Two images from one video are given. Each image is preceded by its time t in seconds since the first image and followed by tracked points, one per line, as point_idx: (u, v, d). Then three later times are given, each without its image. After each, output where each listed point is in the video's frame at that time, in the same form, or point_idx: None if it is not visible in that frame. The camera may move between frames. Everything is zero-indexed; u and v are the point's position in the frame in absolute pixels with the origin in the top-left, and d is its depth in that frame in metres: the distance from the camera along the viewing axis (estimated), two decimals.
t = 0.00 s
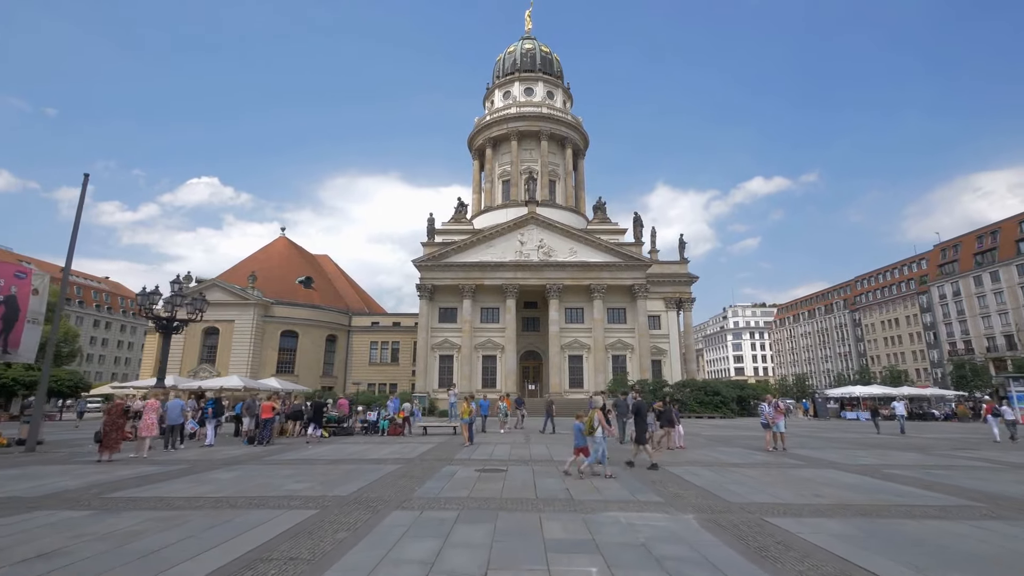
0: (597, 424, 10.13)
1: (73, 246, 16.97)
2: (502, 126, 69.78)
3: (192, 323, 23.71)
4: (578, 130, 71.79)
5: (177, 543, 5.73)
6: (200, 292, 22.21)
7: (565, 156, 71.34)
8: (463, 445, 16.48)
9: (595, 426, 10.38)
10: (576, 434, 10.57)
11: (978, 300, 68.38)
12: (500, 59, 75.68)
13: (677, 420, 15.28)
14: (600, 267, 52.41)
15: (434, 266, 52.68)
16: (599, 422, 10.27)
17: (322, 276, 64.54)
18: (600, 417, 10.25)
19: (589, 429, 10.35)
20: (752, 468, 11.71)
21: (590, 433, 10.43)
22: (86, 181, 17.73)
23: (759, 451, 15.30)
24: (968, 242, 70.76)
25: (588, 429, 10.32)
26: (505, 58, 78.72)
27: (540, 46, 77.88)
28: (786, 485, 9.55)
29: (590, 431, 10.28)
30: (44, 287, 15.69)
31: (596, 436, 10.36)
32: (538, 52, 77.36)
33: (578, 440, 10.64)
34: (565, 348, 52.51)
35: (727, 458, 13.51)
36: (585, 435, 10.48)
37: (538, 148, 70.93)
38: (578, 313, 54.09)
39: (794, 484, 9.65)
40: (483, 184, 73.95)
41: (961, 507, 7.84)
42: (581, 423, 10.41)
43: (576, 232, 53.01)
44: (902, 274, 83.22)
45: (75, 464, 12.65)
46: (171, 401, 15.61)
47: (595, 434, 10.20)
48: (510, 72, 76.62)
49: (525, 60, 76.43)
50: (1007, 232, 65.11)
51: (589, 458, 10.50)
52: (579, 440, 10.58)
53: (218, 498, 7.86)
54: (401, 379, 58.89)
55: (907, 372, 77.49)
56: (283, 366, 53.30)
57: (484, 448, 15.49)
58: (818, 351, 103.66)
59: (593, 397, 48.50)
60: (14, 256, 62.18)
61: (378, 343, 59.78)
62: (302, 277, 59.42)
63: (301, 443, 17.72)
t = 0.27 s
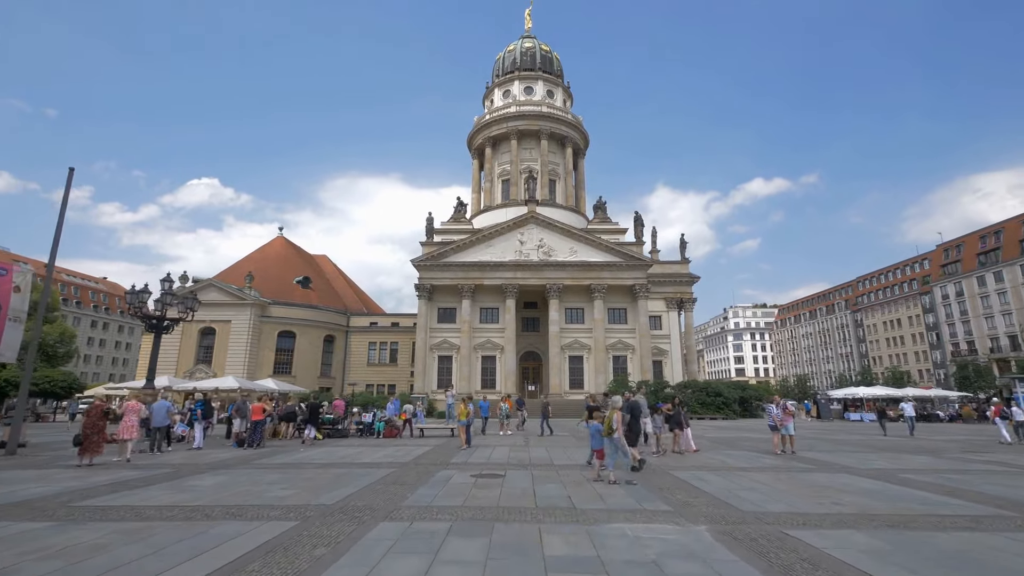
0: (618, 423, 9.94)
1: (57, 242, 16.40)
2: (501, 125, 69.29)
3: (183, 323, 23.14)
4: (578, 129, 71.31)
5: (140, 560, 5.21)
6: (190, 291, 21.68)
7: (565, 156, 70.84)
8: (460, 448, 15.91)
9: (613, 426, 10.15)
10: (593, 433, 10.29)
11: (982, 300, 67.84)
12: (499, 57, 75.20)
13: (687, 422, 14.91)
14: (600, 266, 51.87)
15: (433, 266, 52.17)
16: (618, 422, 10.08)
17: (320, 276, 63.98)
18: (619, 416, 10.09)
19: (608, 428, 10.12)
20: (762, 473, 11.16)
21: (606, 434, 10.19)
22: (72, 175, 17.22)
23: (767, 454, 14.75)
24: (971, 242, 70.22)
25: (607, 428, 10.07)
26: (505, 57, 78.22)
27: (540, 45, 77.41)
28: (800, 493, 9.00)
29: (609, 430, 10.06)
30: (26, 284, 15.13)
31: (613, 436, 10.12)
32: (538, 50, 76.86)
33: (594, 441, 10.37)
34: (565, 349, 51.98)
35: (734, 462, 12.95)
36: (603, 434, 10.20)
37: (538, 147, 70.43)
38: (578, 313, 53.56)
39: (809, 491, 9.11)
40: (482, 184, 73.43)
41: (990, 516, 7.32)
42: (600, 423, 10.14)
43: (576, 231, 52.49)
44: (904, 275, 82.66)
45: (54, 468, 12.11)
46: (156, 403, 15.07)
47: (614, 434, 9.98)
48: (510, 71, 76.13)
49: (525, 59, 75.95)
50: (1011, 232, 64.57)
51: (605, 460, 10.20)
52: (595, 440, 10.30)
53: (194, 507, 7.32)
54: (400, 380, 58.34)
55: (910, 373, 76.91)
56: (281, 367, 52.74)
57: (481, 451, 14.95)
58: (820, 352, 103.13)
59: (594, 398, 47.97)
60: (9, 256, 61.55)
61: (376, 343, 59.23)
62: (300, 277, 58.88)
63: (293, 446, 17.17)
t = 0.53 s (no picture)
0: (643, 427, 9.29)
1: (39, 238, 15.82)
2: (501, 123, 68.76)
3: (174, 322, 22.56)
4: (578, 128, 70.80)
5: None
6: (181, 289, 21.16)
7: (565, 154, 70.30)
8: (456, 450, 15.33)
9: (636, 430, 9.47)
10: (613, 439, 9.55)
11: (985, 300, 67.33)
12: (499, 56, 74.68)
13: (699, 424, 14.29)
14: (600, 266, 51.33)
15: (431, 265, 51.62)
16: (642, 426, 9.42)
17: (318, 276, 63.40)
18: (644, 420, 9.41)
19: (631, 433, 9.43)
20: (775, 477, 10.60)
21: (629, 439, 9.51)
22: (56, 169, 16.69)
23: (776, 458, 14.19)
24: (974, 242, 69.69)
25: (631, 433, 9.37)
26: (504, 55, 77.70)
27: (540, 43, 76.88)
28: (819, 501, 8.42)
29: (635, 435, 9.36)
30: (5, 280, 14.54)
31: (638, 442, 9.45)
32: (538, 48, 76.34)
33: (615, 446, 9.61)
34: (565, 349, 51.44)
35: (743, 466, 12.39)
36: (626, 439, 9.49)
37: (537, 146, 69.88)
38: (578, 313, 53.02)
39: (827, 499, 8.54)
40: (482, 183, 72.90)
41: None
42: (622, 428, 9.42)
43: (576, 230, 51.95)
44: (906, 275, 82.12)
45: (31, 472, 11.55)
46: (143, 404, 14.58)
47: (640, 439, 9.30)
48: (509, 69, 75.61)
49: (524, 57, 75.40)
50: (1014, 232, 64.07)
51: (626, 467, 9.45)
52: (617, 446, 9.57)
53: (166, 517, 6.75)
54: (398, 380, 57.76)
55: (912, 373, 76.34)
56: (278, 367, 52.19)
57: (479, 455, 14.36)
58: (820, 352, 102.64)
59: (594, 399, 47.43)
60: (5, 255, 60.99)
61: (375, 343, 58.66)
62: (297, 277, 58.29)
63: (285, 448, 16.60)
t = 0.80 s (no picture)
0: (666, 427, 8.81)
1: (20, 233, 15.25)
2: (500, 122, 68.23)
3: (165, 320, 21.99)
4: (578, 126, 70.26)
5: None
6: (172, 286, 20.61)
7: (565, 153, 69.75)
8: (453, 453, 14.76)
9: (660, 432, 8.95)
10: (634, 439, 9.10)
11: (988, 300, 66.81)
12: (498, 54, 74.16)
13: (712, 426, 13.78)
14: (601, 265, 50.80)
15: (430, 264, 51.08)
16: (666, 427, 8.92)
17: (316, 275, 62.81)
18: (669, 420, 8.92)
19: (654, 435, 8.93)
20: (786, 482, 10.06)
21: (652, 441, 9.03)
22: (39, 161, 16.14)
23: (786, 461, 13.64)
24: (977, 241, 69.16)
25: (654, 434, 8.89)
26: (504, 53, 77.18)
27: (540, 41, 76.36)
28: (837, 508, 7.88)
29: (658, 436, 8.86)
30: None
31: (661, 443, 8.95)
32: (538, 46, 75.80)
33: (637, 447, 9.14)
34: (565, 348, 50.89)
35: (753, 470, 11.83)
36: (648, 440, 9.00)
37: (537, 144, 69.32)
38: (578, 313, 52.47)
39: (847, 507, 7.98)
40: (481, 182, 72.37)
41: None
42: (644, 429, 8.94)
43: (576, 228, 51.40)
44: (908, 274, 81.58)
45: (7, 476, 11.00)
46: (126, 405, 14.09)
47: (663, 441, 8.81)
48: (509, 67, 75.05)
49: (524, 55, 74.88)
50: (1017, 231, 63.54)
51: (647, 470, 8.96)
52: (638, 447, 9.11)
53: (133, 527, 6.20)
54: (397, 380, 57.18)
55: (914, 374, 75.84)
56: (275, 367, 51.63)
57: (477, 457, 13.81)
58: (821, 353, 102.15)
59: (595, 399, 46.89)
60: None
61: (373, 343, 58.11)
62: (295, 276, 57.69)
63: (276, 450, 16.06)
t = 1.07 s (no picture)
0: (696, 431, 8.30)
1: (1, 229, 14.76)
2: (500, 120, 67.74)
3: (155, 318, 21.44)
4: (578, 124, 69.75)
5: None
6: (161, 283, 20.09)
7: (565, 151, 69.23)
8: (450, 455, 14.23)
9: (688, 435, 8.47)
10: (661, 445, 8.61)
11: (991, 300, 66.32)
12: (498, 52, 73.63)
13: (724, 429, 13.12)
14: (601, 264, 50.27)
15: (428, 263, 50.56)
16: (696, 431, 8.42)
17: (314, 274, 62.17)
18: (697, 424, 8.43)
19: (683, 440, 8.43)
20: (800, 487, 9.54)
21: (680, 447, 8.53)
22: (21, 154, 15.61)
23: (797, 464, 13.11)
24: (980, 240, 68.63)
25: (682, 439, 8.39)
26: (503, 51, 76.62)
27: (539, 39, 75.83)
28: (858, 518, 7.35)
29: (686, 441, 8.37)
30: None
31: (691, 449, 8.47)
32: (537, 44, 75.27)
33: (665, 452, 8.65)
34: (565, 348, 50.37)
35: (762, 473, 11.35)
36: (677, 445, 8.50)
37: (537, 142, 68.78)
38: (578, 312, 51.97)
39: (868, 515, 7.47)
40: (481, 181, 71.85)
41: None
42: (673, 433, 8.47)
43: (576, 227, 50.86)
44: (910, 274, 81.05)
45: None
46: (110, 406, 13.53)
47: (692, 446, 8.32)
48: (509, 65, 74.52)
49: (523, 52, 74.36)
50: (1020, 230, 63.06)
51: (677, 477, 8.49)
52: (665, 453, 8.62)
53: (95, 540, 5.68)
54: (395, 380, 56.63)
55: (916, 374, 75.32)
56: (272, 367, 51.11)
57: (475, 460, 13.28)
58: (822, 353, 101.57)
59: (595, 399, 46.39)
60: None
61: (371, 343, 57.58)
62: (292, 275, 57.11)
63: (267, 452, 15.52)
